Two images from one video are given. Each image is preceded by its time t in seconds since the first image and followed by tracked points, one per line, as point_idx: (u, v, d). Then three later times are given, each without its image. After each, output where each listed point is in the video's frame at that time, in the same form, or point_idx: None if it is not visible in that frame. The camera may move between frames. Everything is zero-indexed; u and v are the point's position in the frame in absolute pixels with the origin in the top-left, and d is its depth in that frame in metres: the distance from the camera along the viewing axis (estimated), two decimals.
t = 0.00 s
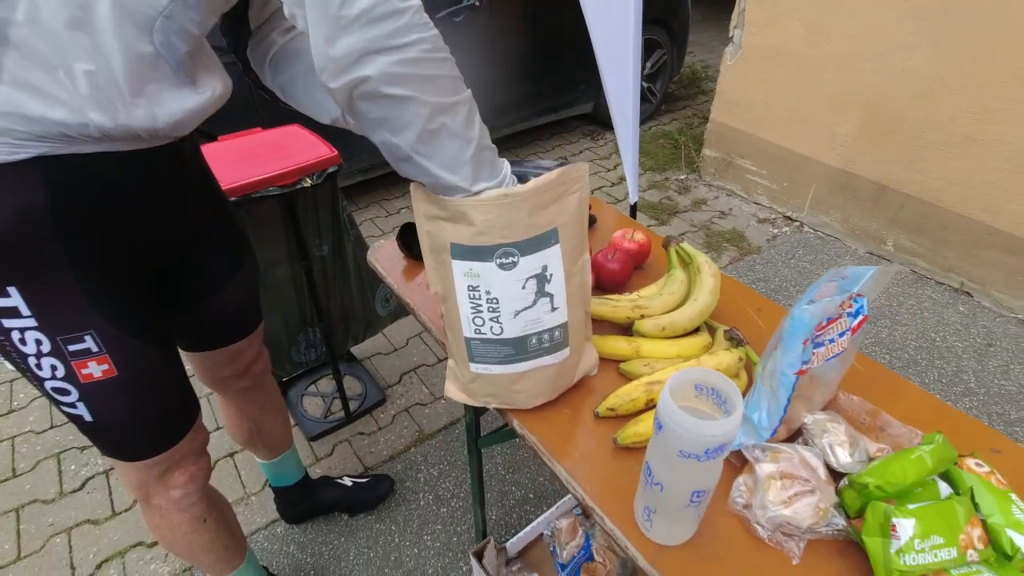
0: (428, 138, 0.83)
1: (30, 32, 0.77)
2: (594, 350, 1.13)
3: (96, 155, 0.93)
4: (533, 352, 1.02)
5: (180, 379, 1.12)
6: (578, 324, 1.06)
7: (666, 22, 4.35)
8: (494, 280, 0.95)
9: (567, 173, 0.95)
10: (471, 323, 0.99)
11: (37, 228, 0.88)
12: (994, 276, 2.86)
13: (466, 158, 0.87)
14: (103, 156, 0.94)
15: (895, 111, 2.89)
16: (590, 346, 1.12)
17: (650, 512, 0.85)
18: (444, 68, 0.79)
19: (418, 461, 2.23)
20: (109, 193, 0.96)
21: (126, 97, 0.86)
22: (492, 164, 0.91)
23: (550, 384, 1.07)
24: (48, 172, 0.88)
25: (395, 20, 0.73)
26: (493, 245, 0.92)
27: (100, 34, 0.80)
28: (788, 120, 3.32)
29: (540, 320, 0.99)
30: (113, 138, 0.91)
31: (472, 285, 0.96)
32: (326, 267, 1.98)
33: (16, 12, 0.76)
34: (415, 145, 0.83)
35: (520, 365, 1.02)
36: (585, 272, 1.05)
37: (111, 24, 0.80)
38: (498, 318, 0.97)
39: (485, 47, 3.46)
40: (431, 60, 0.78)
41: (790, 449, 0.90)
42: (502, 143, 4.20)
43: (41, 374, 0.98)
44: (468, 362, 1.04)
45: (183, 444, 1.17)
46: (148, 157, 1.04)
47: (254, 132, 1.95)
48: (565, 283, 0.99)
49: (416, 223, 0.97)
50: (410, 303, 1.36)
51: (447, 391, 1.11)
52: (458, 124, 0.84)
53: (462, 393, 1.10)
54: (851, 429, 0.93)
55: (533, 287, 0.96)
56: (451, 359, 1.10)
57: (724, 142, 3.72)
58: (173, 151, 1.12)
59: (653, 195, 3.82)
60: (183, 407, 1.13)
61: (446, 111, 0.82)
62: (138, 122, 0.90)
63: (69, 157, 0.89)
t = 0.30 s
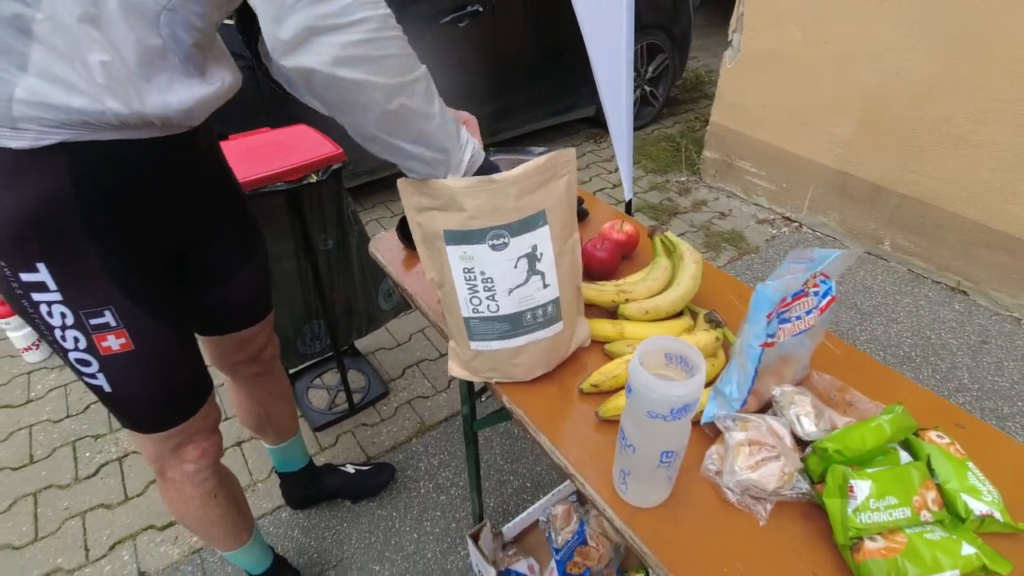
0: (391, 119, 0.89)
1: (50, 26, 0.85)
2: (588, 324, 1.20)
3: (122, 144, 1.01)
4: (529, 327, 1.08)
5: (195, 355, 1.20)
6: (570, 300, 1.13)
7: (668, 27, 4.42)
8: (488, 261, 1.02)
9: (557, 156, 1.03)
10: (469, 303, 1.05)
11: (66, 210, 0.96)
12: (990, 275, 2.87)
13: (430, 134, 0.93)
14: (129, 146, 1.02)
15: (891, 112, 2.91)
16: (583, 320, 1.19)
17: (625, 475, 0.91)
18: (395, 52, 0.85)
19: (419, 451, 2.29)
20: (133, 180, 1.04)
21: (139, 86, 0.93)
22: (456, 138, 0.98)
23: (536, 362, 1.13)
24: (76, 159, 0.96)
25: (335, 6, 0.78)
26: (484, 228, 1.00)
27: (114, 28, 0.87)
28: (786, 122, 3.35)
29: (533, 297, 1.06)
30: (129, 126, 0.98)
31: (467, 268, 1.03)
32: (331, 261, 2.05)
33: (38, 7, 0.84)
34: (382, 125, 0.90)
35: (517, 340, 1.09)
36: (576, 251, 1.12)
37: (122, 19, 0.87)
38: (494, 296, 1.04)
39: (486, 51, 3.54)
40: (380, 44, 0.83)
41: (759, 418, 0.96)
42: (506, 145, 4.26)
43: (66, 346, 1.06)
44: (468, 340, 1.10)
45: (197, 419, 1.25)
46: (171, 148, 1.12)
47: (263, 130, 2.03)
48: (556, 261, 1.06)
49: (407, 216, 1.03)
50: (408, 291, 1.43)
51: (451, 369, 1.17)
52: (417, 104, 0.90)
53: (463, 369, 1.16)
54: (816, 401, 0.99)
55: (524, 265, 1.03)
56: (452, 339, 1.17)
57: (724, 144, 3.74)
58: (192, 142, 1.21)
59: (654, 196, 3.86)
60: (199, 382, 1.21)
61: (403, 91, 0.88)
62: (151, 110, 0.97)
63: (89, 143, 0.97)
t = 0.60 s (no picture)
0: (278, 56, 0.89)
1: (77, 16, 0.94)
2: (583, 320, 1.25)
3: (153, 133, 1.08)
4: (526, 319, 1.13)
5: (227, 338, 1.26)
6: (569, 294, 1.17)
7: (680, 32, 4.45)
8: (491, 254, 1.06)
9: (560, 158, 1.05)
10: (471, 293, 1.10)
11: (102, 196, 1.04)
12: (1002, 278, 2.81)
13: (324, 66, 0.91)
14: (159, 132, 1.09)
15: (897, 113, 2.88)
16: (578, 315, 1.24)
17: (615, 453, 0.96)
18: None
19: (428, 444, 2.35)
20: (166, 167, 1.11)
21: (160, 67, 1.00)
22: (359, 61, 0.93)
23: (537, 349, 1.18)
24: (110, 145, 1.03)
25: None
26: (491, 223, 1.03)
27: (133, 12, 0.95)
28: (796, 126, 3.32)
29: (532, 290, 1.11)
30: (156, 111, 1.05)
31: (471, 259, 1.07)
32: (345, 257, 2.12)
33: None
34: (272, 65, 0.91)
35: (513, 331, 1.14)
36: (575, 250, 1.16)
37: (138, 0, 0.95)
38: (493, 288, 1.09)
39: (497, 56, 3.59)
40: None
41: (746, 402, 1.00)
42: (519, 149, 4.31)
43: (106, 324, 1.14)
44: (467, 328, 1.16)
45: (224, 401, 1.30)
46: (205, 140, 1.18)
47: (281, 131, 2.11)
48: (554, 257, 1.10)
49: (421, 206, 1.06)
50: (415, 282, 1.49)
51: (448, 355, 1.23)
52: (296, 35, 0.88)
53: (463, 355, 1.21)
54: (803, 387, 1.03)
55: (524, 260, 1.08)
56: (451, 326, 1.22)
57: (735, 147, 3.72)
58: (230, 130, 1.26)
59: (664, 199, 3.85)
60: (227, 369, 1.27)
61: (278, 26, 0.87)
62: (173, 91, 1.04)
63: (120, 129, 1.04)
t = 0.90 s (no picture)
0: (210, 55, 0.94)
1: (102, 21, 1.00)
2: (577, 328, 1.27)
3: (176, 131, 1.13)
4: (518, 315, 1.17)
5: (245, 330, 1.30)
6: (563, 302, 1.20)
7: (688, 38, 4.48)
8: (486, 247, 1.10)
9: (561, 164, 1.06)
10: (466, 284, 1.15)
11: (129, 190, 1.09)
12: (1008, 282, 2.76)
13: (252, 62, 0.94)
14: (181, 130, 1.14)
15: (902, 118, 2.85)
16: (573, 322, 1.26)
17: (611, 442, 0.99)
18: None
19: (434, 442, 2.39)
20: (189, 165, 1.16)
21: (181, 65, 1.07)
22: (286, 54, 0.95)
23: (539, 343, 1.21)
24: (137, 142, 1.09)
25: None
26: (486, 216, 1.07)
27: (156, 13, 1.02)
28: (801, 131, 3.31)
29: (525, 287, 1.14)
30: (177, 109, 1.11)
31: (467, 250, 1.11)
32: (354, 257, 2.16)
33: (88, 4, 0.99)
34: (206, 62, 0.95)
35: (507, 325, 1.17)
36: (575, 255, 1.18)
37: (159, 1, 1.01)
38: (487, 281, 1.13)
39: (505, 61, 3.64)
40: None
41: (739, 395, 1.04)
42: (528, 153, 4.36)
43: (134, 312, 1.21)
44: (461, 319, 1.20)
45: (242, 392, 1.34)
46: (226, 138, 1.23)
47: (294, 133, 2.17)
48: (550, 258, 1.13)
49: (420, 199, 1.12)
50: (420, 280, 1.52)
51: (443, 347, 1.28)
52: (218, 36, 0.91)
53: (456, 348, 1.26)
54: (794, 380, 1.05)
55: (518, 257, 1.11)
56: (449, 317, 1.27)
57: (742, 152, 3.72)
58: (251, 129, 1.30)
59: (671, 204, 3.87)
60: (247, 360, 1.32)
61: (202, 28, 0.91)
62: (194, 89, 1.09)
63: (144, 128, 1.09)
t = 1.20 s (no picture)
0: (195, 66, 0.96)
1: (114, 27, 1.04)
2: (579, 318, 1.29)
3: (185, 132, 1.16)
4: (528, 308, 1.19)
5: (251, 327, 1.33)
6: (569, 292, 1.22)
7: (691, 44, 4.51)
8: (501, 240, 1.12)
9: (578, 161, 1.09)
10: (478, 277, 1.16)
11: (140, 187, 1.12)
12: (1009, 287, 2.77)
13: (235, 71, 0.96)
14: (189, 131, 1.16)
15: (903, 123, 2.87)
16: (576, 313, 1.28)
17: (605, 437, 1.01)
18: (147, 16, 0.90)
19: (435, 443, 2.41)
20: (198, 164, 1.19)
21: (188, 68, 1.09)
22: (267, 62, 0.96)
23: (537, 339, 1.23)
24: (147, 142, 1.12)
25: None
26: (504, 210, 1.09)
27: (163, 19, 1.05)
28: (802, 136, 3.33)
29: (536, 280, 1.16)
30: (187, 111, 1.13)
31: (482, 244, 1.13)
32: (356, 259, 2.18)
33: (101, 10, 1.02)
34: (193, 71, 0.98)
35: (516, 317, 1.20)
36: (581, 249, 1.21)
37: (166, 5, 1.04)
38: (500, 273, 1.15)
39: (508, 67, 3.68)
40: (130, 14, 0.90)
41: (731, 391, 1.06)
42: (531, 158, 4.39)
43: (143, 306, 1.24)
44: (471, 313, 1.22)
45: (247, 387, 1.36)
46: (236, 139, 1.25)
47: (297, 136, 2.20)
48: (561, 251, 1.15)
49: (433, 193, 1.13)
50: (421, 279, 1.55)
51: (447, 340, 1.30)
52: (198, 50, 0.93)
53: (462, 341, 1.28)
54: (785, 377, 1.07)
55: (532, 250, 1.13)
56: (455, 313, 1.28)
57: (743, 157, 3.73)
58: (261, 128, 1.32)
59: (673, 209, 3.88)
60: (253, 355, 1.34)
61: (184, 43, 0.93)
62: (201, 91, 1.11)
63: (156, 130, 1.12)
